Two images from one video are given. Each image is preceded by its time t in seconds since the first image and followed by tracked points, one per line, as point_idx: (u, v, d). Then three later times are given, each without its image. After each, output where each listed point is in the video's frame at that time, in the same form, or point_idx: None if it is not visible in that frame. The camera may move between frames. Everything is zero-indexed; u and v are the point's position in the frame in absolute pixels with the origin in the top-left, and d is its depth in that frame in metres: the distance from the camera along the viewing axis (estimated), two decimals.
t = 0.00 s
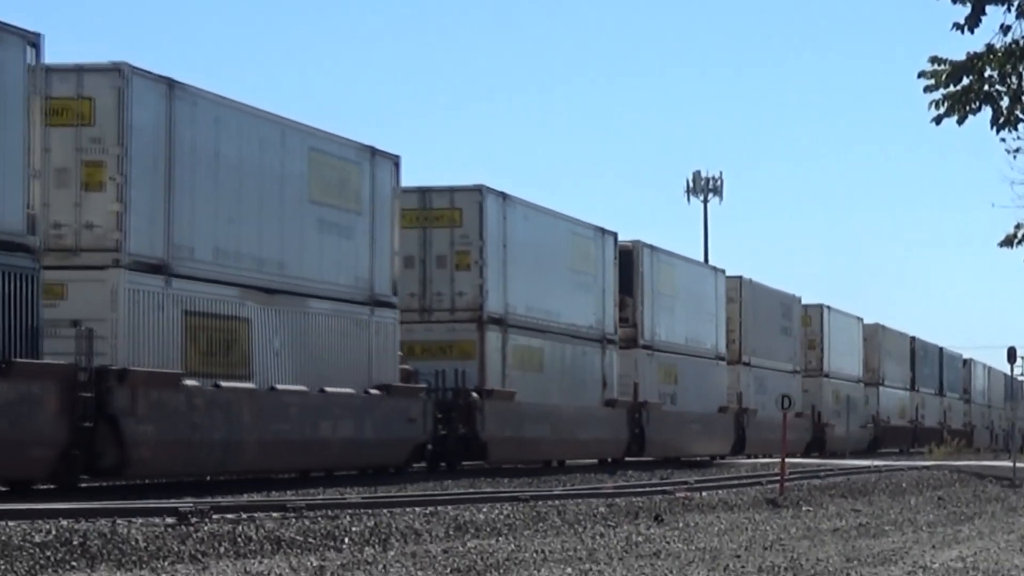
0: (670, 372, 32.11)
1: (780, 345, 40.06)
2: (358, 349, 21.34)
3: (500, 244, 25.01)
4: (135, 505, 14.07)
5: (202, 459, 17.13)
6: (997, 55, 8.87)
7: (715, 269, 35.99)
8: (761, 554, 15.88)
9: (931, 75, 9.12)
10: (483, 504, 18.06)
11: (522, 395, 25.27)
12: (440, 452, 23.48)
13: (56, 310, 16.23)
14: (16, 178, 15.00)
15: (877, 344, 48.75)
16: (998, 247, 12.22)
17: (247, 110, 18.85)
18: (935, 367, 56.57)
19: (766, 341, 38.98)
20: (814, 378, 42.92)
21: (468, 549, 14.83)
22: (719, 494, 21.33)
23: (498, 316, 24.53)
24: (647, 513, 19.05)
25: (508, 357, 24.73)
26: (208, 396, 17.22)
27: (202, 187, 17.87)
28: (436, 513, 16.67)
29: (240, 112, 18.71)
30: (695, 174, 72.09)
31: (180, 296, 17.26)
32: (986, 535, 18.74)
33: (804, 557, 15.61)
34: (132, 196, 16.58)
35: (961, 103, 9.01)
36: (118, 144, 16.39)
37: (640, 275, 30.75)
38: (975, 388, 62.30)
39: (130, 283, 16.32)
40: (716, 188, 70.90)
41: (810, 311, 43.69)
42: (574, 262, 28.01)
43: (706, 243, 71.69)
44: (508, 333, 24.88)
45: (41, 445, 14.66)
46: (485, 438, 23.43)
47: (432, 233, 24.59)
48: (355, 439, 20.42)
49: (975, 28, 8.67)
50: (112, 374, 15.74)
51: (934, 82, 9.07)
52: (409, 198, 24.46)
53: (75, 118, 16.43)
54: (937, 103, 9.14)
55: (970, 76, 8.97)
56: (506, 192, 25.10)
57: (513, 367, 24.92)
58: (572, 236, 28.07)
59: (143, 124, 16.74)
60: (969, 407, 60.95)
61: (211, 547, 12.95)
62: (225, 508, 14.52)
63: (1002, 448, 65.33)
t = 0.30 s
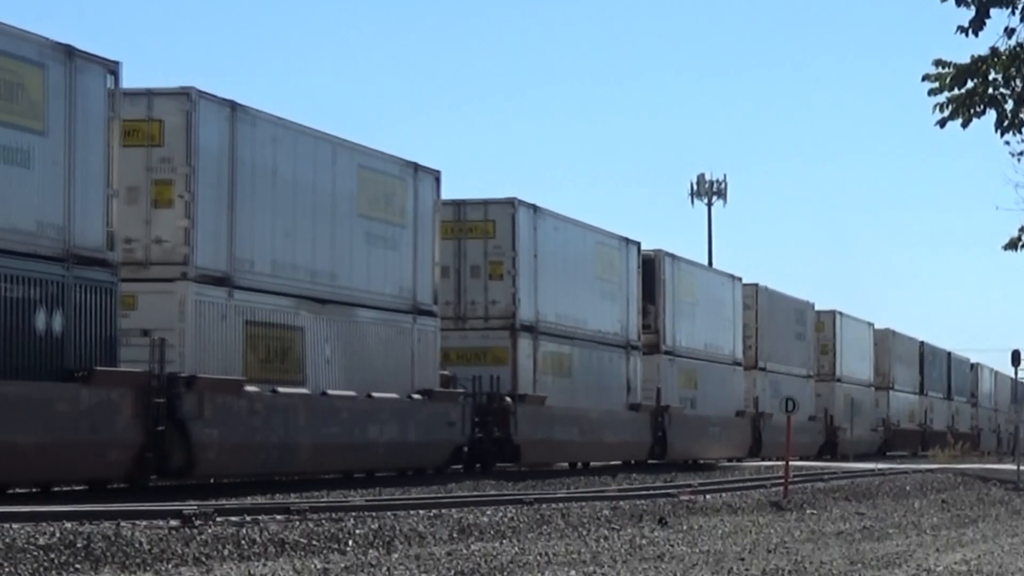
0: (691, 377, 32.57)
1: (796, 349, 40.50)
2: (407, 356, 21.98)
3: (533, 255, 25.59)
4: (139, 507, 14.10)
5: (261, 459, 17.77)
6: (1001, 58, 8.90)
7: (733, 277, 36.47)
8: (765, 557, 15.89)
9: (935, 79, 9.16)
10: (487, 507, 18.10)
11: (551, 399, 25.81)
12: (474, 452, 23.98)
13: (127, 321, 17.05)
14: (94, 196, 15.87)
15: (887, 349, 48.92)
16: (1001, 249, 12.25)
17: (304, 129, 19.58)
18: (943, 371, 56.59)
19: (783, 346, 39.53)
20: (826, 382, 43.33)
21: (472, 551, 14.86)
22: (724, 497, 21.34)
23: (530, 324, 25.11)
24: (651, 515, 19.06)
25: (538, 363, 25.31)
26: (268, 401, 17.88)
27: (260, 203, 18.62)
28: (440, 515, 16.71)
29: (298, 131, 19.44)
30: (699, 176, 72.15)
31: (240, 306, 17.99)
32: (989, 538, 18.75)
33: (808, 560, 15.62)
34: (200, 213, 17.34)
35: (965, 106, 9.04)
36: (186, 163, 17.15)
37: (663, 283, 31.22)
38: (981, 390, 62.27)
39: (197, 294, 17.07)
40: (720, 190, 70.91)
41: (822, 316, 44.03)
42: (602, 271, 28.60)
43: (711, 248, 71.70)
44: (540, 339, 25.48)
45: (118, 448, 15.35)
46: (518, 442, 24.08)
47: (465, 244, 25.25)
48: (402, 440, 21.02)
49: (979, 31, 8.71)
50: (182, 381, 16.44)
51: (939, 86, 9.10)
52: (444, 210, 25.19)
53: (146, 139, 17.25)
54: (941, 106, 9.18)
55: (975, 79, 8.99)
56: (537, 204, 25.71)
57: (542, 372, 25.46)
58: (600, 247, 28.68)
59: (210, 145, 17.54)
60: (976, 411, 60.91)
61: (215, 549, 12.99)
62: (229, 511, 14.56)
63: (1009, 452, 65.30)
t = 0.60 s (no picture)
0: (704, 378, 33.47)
1: (802, 350, 41.20)
2: (439, 359, 22.89)
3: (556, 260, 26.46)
4: (136, 505, 14.12)
5: (308, 456, 18.65)
6: (999, 56, 8.92)
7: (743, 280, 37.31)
8: (762, 555, 15.90)
9: (933, 77, 9.17)
10: (485, 504, 18.11)
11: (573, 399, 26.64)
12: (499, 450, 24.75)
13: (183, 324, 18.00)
14: (158, 207, 16.83)
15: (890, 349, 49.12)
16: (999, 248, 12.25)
17: (348, 141, 20.56)
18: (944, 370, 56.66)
19: (789, 347, 40.18)
20: (831, 382, 43.71)
21: (469, 549, 14.86)
22: (721, 495, 21.36)
23: (553, 326, 25.96)
24: (648, 513, 19.08)
25: (562, 364, 26.17)
26: (314, 400, 18.77)
27: (308, 213, 19.55)
28: (437, 513, 16.72)
29: (342, 142, 20.39)
30: (697, 175, 72.27)
31: (288, 310, 18.93)
32: (986, 536, 18.77)
33: (805, 558, 15.64)
34: (251, 223, 18.29)
35: (963, 104, 9.06)
36: (239, 174, 18.12)
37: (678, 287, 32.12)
38: (981, 389, 62.36)
39: (248, 299, 18.03)
40: (717, 188, 70.91)
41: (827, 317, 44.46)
42: (621, 275, 29.50)
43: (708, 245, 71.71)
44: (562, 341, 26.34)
45: (179, 444, 16.27)
46: (543, 441, 24.90)
47: (491, 249, 26.11)
48: (435, 439, 21.91)
49: (977, 29, 8.73)
50: (236, 381, 17.33)
51: (937, 84, 9.12)
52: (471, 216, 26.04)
53: (200, 152, 18.24)
54: (940, 104, 9.19)
55: (972, 77, 9.00)
56: (560, 211, 26.53)
57: (565, 374, 26.33)
58: (619, 251, 29.58)
59: (261, 157, 18.53)
60: (976, 410, 61.01)
61: (211, 546, 12.99)
62: (225, 508, 14.56)
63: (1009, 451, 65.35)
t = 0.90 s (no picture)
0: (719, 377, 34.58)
1: (813, 349, 42.07)
2: (472, 358, 24.68)
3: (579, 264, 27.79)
4: (138, 502, 14.13)
5: (353, 451, 20.49)
6: (1000, 54, 8.91)
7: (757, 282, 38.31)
8: (763, 552, 15.91)
9: (934, 75, 9.16)
10: (486, 502, 18.12)
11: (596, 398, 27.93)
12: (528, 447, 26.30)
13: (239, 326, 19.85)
14: (217, 218, 18.68)
15: (896, 348, 49.35)
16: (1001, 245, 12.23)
17: (388, 153, 22.33)
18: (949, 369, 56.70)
19: (800, 346, 40.89)
20: (840, 380, 44.09)
21: (470, 546, 14.87)
22: (722, 492, 21.36)
23: (577, 328, 27.26)
24: (649, 510, 19.10)
25: (586, 365, 27.51)
26: (359, 399, 20.62)
27: (350, 221, 21.33)
28: (439, 510, 16.73)
29: (382, 153, 22.17)
30: (699, 172, 72.34)
31: (334, 314, 20.72)
32: (987, 534, 18.76)
33: (806, 556, 15.64)
34: (302, 231, 20.09)
35: (964, 101, 9.04)
36: (290, 186, 19.99)
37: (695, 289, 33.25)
38: (985, 387, 62.40)
39: (299, 303, 19.77)
40: (718, 186, 70.87)
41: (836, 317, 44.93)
42: (641, 277, 30.84)
43: (708, 242, 71.74)
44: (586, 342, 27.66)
45: (239, 439, 18.09)
46: (569, 438, 26.38)
47: (519, 253, 27.46)
48: (468, 436, 23.70)
49: (978, 26, 8.72)
50: (289, 382, 19.10)
51: (938, 81, 9.10)
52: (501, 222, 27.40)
53: (254, 164, 20.17)
54: (940, 102, 9.18)
55: (973, 75, 8.99)
56: (584, 217, 27.81)
57: (589, 374, 27.63)
58: (640, 254, 30.88)
59: (309, 169, 20.36)
60: (981, 408, 61.14)
61: (213, 544, 13.00)
62: (227, 505, 14.57)
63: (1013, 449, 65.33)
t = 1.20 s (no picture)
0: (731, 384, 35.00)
1: (821, 357, 42.48)
2: (501, 366, 24.85)
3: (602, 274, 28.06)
4: (137, 505, 14.10)
5: (391, 454, 20.78)
6: (1000, 59, 8.91)
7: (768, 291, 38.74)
8: (762, 557, 15.89)
9: (933, 80, 9.16)
10: (484, 506, 18.10)
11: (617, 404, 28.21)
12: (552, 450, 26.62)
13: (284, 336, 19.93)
14: (270, 231, 18.86)
15: (899, 355, 49.58)
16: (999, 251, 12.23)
17: (424, 169, 22.52)
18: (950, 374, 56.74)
19: (808, 354, 41.29)
20: (846, 387, 44.42)
21: (468, 550, 14.86)
22: (721, 497, 21.33)
23: (599, 336, 27.53)
24: (647, 515, 19.09)
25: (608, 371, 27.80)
26: (397, 404, 20.89)
27: (389, 235, 21.48)
28: (437, 514, 16.71)
29: (418, 170, 22.32)
30: (697, 176, 72.41)
31: (375, 323, 20.89)
32: (986, 539, 18.74)
33: (805, 561, 15.63)
34: (346, 243, 20.19)
35: (963, 107, 9.04)
36: (336, 202, 20.07)
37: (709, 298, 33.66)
38: (986, 393, 62.45)
39: (344, 312, 19.92)
40: (717, 190, 70.87)
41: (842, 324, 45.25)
42: (659, 287, 31.15)
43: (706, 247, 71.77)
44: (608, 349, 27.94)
45: (289, 442, 18.42)
46: (592, 442, 26.73)
47: (543, 264, 27.68)
48: (499, 441, 23.96)
49: (977, 32, 8.72)
50: (334, 387, 19.41)
51: (938, 87, 9.10)
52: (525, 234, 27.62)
53: (301, 181, 20.18)
54: (940, 107, 9.19)
55: (973, 80, 8.99)
56: (605, 229, 28.10)
57: (610, 381, 27.96)
58: (657, 264, 31.19)
59: (353, 185, 20.48)
60: (981, 414, 61.17)
61: (211, 547, 12.98)
62: (225, 509, 14.55)
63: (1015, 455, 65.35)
